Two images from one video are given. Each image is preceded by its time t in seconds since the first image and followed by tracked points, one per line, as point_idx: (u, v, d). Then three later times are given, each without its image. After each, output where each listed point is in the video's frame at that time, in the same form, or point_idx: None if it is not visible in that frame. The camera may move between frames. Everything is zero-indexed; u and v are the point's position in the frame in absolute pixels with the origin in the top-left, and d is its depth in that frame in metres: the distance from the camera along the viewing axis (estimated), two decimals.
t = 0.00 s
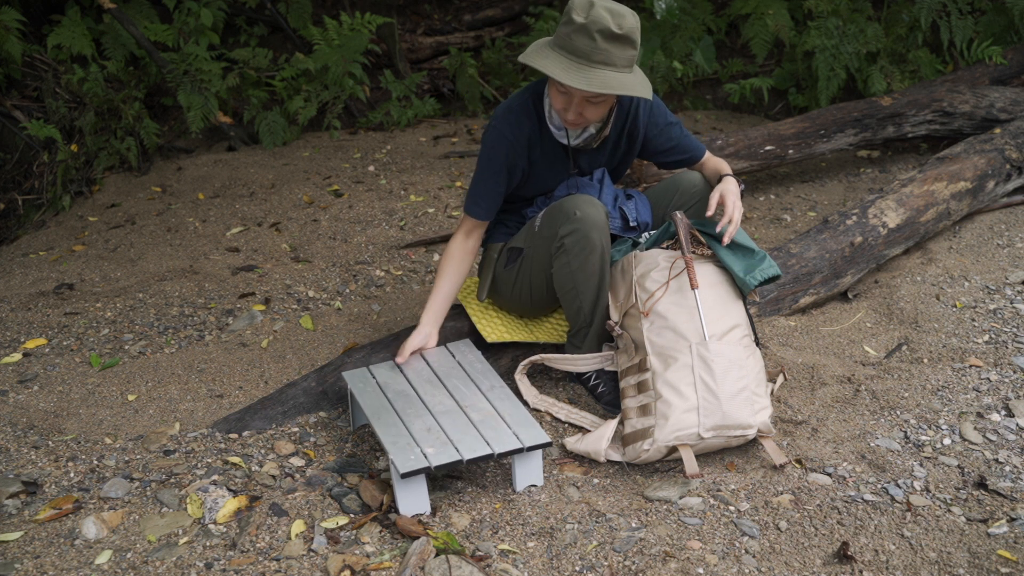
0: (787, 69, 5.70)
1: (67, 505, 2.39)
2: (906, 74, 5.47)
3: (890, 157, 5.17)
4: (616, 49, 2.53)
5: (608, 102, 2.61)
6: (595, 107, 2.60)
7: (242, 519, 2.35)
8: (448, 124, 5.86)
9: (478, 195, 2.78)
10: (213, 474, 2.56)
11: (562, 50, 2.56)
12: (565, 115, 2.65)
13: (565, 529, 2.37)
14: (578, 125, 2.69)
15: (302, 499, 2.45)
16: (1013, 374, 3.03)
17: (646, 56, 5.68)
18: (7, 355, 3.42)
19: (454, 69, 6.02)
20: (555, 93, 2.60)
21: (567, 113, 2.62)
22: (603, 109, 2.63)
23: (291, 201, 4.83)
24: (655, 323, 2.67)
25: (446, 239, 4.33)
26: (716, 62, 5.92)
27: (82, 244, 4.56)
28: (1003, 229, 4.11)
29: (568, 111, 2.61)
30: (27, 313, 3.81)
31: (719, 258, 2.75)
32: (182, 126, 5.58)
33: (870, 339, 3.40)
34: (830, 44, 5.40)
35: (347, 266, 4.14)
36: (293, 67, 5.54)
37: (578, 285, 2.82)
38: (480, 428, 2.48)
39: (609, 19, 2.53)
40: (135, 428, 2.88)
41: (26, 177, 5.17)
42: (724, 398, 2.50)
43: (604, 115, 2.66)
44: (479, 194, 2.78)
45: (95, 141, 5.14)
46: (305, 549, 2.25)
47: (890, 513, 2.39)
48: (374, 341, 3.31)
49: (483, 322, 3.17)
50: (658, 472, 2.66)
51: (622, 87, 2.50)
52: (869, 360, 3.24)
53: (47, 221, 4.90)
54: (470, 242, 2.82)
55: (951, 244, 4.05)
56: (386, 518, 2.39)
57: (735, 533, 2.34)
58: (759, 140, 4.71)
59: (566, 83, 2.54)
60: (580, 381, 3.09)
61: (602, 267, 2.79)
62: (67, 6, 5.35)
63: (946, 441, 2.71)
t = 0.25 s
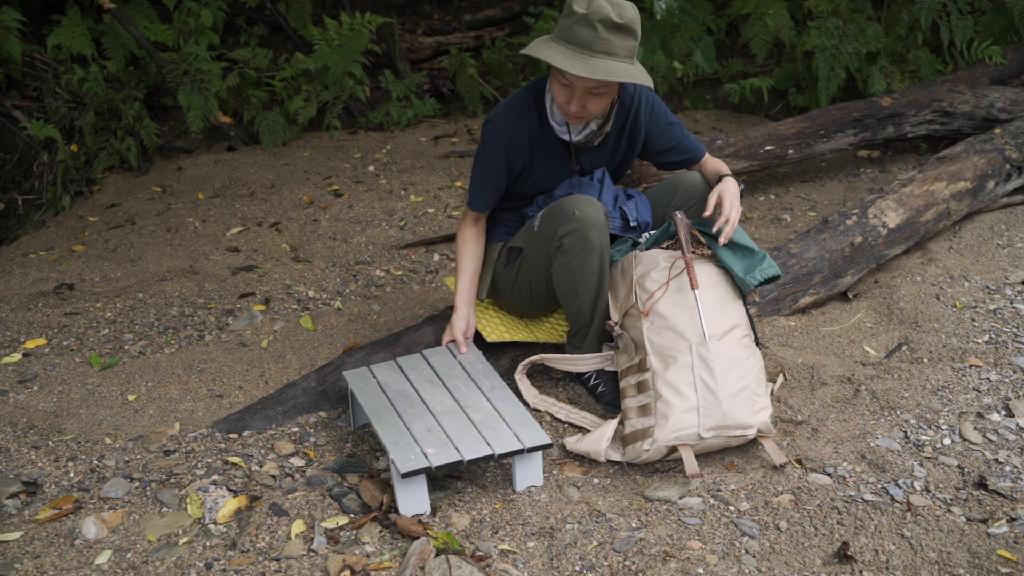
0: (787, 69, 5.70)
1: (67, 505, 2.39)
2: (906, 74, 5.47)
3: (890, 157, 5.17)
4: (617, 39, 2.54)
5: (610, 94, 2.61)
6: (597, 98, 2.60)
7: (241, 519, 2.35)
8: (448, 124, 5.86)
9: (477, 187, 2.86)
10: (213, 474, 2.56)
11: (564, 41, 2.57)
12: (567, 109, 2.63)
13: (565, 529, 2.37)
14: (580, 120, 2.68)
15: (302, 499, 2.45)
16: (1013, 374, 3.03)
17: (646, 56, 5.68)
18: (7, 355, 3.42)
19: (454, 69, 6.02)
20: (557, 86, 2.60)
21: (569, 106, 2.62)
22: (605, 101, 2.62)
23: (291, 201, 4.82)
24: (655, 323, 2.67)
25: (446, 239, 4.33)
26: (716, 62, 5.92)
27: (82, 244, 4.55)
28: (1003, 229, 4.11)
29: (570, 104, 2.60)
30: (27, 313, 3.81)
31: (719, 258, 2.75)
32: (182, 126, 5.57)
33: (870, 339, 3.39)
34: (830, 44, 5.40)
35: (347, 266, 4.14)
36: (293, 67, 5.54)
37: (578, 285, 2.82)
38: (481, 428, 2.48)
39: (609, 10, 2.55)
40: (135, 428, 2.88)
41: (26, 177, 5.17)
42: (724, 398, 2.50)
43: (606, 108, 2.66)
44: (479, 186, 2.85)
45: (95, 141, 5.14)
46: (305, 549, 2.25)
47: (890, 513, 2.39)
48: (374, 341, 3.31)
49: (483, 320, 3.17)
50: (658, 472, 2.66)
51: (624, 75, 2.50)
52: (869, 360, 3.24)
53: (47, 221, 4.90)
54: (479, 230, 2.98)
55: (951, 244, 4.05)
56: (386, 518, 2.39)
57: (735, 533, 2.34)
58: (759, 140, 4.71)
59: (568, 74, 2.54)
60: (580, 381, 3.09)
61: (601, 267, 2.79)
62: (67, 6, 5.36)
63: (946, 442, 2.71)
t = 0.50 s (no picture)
0: (787, 69, 5.70)
1: (67, 505, 2.39)
2: (906, 74, 5.47)
3: (890, 157, 5.17)
4: (618, 31, 2.54)
5: (612, 87, 2.60)
6: (599, 92, 2.59)
7: (241, 520, 2.35)
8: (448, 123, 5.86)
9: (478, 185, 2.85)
10: (213, 474, 2.56)
11: (563, 33, 2.57)
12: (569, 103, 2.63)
13: (565, 529, 2.37)
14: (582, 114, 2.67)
15: (302, 499, 2.45)
16: (1013, 374, 3.03)
17: (646, 55, 5.68)
18: (7, 355, 3.42)
19: (454, 69, 6.02)
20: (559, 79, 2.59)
21: (571, 99, 2.61)
22: (607, 95, 2.62)
23: (291, 201, 4.82)
24: (656, 323, 2.66)
25: (446, 239, 4.33)
26: (716, 62, 5.92)
27: (82, 244, 4.55)
28: (1003, 229, 4.11)
29: (572, 97, 2.60)
30: (27, 313, 3.81)
31: (720, 257, 2.74)
32: (182, 126, 5.58)
33: (870, 339, 3.39)
34: (830, 44, 5.40)
35: (347, 266, 4.14)
36: (293, 67, 5.54)
37: (577, 284, 2.82)
38: (481, 429, 2.47)
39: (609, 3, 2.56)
40: (135, 428, 2.88)
41: (26, 177, 5.17)
42: (724, 398, 2.50)
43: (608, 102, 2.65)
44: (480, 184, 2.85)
45: (95, 141, 5.14)
46: (305, 549, 2.25)
47: (890, 513, 2.39)
48: (374, 341, 3.31)
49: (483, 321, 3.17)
50: (658, 472, 2.66)
51: (626, 65, 2.50)
52: (869, 360, 3.24)
53: (47, 222, 4.90)
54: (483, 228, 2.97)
55: (951, 244, 4.05)
56: (386, 518, 2.39)
57: (735, 533, 2.34)
58: (759, 140, 4.70)
59: (570, 66, 2.53)
60: (580, 381, 3.09)
61: (601, 267, 2.79)
62: (67, 6, 5.36)
63: (946, 442, 2.71)
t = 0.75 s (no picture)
0: (787, 69, 5.70)
1: (67, 505, 2.39)
2: (906, 74, 5.47)
3: (890, 157, 5.17)
4: (656, 24, 2.63)
5: (650, 77, 2.68)
6: (634, 80, 2.69)
7: (241, 519, 2.35)
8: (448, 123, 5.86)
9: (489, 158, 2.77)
10: (213, 474, 2.56)
11: (608, 24, 2.70)
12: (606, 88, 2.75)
13: (565, 529, 2.37)
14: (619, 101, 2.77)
15: (302, 499, 2.45)
16: (1013, 374, 3.03)
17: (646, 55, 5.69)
18: (7, 355, 3.42)
19: (454, 69, 6.02)
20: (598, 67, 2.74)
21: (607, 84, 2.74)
22: (644, 85, 2.71)
23: (291, 201, 4.82)
24: (654, 323, 2.66)
25: (446, 238, 4.33)
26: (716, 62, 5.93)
27: (82, 244, 4.55)
28: (1003, 229, 4.11)
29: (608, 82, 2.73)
30: (27, 313, 3.81)
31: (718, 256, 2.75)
32: (182, 126, 5.58)
33: (870, 339, 3.40)
34: (830, 44, 5.40)
35: (347, 266, 4.14)
36: (293, 67, 5.54)
37: (564, 293, 2.83)
38: (484, 438, 2.46)
39: None
40: (135, 428, 2.88)
41: (26, 177, 5.17)
42: (723, 398, 2.51)
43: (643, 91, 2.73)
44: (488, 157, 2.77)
45: (95, 141, 5.14)
46: (305, 549, 2.25)
47: (890, 513, 2.39)
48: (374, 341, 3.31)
49: (483, 322, 3.17)
50: (658, 472, 2.66)
51: (658, 57, 2.59)
52: (869, 360, 3.24)
53: (47, 221, 4.90)
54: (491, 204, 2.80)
55: (951, 244, 4.05)
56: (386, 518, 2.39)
57: (735, 533, 2.34)
58: (759, 140, 4.70)
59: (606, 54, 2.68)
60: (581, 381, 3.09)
61: (583, 276, 2.80)
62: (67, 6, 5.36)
63: (946, 442, 2.71)
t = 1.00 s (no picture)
0: (787, 69, 5.70)
1: (67, 505, 2.39)
2: (906, 74, 5.47)
3: (889, 157, 5.17)
4: (650, 26, 2.62)
5: (642, 81, 2.68)
6: (626, 82, 2.69)
7: (241, 520, 2.35)
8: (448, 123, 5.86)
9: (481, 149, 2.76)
10: (213, 474, 2.56)
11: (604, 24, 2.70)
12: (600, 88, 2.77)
13: (565, 529, 2.37)
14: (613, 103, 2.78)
15: (302, 499, 2.45)
16: (1013, 374, 3.03)
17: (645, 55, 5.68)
18: (7, 355, 3.42)
19: (454, 69, 6.02)
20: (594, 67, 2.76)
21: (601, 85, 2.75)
22: (637, 88, 2.71)
23: (291, 201, 4.82)
24: (654, 323, 2.65)
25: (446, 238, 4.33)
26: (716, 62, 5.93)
27: (82, 244, 4.55)
28: (1003, 229, 4.11)
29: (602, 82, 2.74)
30: (27, 313, 3.81)
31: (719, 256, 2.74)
32: (182, 126, 5.58)
33: (870, 339, 3.40)
34: (830, 44, 5.40)
35: (347, 266, 4.14)
36: (293, 67, 5.54)
37: (562, 293, 2.83)
38: (484, 438, 2.46)
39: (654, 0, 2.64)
40: (135, 428, 2.88)
41: (26, 177, 5.17)
42: (723, 398, 2.51)
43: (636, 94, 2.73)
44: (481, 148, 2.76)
45: (95, 141, 5.14)
46: (305, 549, 2.25)
47: (890, 513, 2.39)
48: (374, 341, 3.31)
49: (482, 321, 3.17)
50: (658, 472, 2.66)
51: (648, 61, 2.59)
52: (869, 360, 3.24)
53: (47, 221, 4.89)
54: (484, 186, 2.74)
55: (951, 244, 4.05)
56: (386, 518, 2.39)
57: (735, 533, 2.34)
58: (759, 140, 4.70)
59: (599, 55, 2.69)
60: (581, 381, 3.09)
61: (581, 277, 2.80)
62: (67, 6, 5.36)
63: (946, 442, 2.71)
